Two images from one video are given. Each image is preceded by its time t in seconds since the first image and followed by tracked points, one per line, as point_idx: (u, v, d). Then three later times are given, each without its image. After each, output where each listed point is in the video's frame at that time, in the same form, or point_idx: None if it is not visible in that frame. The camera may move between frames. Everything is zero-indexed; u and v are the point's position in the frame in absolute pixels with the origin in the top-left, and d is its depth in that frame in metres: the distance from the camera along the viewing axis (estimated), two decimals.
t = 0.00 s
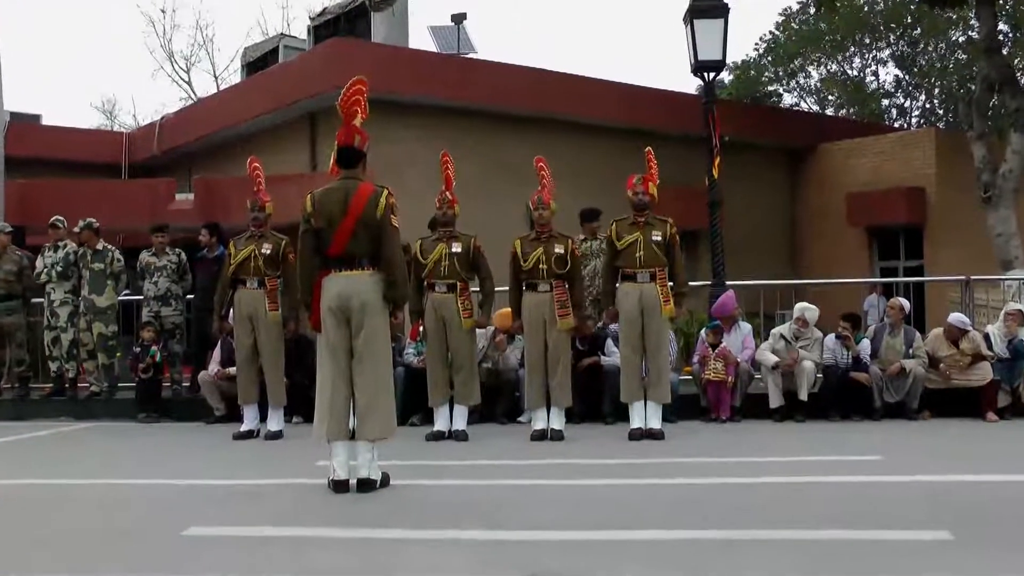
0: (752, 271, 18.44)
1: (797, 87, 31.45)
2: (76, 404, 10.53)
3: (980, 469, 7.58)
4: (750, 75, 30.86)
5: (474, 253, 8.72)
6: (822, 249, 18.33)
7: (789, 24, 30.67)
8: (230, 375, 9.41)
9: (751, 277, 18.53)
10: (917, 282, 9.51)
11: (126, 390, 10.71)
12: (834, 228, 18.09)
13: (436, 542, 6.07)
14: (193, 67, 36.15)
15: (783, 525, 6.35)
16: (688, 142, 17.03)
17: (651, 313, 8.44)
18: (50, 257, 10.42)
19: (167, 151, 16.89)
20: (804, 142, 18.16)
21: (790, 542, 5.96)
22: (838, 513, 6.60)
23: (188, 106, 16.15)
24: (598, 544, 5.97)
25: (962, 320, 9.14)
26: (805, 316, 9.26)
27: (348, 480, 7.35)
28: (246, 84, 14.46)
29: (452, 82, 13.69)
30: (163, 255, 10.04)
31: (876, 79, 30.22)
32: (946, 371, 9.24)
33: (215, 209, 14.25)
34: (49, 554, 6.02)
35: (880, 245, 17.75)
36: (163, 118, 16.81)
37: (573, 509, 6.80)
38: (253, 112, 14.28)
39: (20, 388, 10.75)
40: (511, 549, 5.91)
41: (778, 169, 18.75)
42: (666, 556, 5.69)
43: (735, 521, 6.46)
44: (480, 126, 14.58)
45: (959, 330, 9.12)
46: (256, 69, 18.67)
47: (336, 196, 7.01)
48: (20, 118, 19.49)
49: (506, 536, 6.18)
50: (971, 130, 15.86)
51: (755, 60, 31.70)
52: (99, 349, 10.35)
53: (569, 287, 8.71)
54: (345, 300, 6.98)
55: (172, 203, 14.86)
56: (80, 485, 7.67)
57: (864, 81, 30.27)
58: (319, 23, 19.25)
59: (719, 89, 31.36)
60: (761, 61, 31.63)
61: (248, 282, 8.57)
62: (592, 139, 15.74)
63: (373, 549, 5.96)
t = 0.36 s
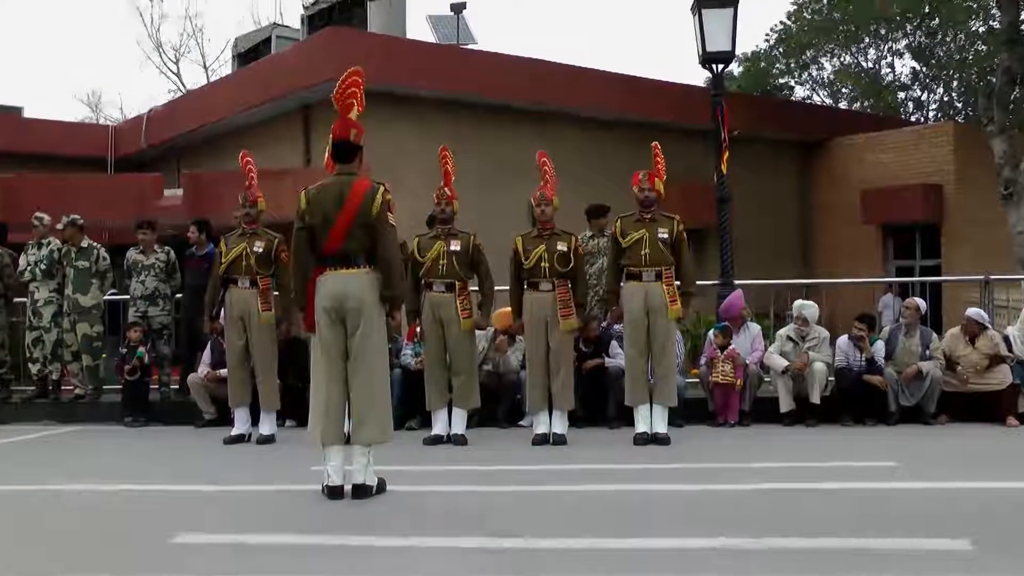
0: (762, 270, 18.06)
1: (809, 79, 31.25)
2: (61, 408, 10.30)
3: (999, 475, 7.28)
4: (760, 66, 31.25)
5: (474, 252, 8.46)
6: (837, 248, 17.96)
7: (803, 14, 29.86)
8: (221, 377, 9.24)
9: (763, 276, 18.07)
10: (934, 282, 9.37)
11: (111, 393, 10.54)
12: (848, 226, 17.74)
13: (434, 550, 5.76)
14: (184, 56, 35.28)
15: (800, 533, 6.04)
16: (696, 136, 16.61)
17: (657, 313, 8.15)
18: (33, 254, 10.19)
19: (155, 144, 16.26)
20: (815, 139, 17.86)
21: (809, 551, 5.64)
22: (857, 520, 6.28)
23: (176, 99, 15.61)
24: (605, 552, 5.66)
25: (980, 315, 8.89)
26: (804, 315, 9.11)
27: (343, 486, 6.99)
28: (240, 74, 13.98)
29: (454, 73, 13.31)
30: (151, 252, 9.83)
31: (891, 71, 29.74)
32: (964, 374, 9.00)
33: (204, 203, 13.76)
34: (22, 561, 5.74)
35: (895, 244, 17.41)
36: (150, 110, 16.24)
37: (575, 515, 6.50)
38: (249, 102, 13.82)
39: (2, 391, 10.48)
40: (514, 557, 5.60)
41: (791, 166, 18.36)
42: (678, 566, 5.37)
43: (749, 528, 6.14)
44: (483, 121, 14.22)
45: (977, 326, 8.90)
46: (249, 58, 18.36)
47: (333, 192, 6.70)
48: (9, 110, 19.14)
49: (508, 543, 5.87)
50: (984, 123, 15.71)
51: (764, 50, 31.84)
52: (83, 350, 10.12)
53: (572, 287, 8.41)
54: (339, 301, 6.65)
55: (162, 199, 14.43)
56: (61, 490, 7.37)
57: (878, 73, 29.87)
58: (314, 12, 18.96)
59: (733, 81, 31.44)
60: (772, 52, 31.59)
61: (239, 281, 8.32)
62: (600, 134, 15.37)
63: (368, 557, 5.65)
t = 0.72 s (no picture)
0: (772, 262, 16.98)
1: (822, 65, 28.13)
2: (44, 409, 10.05)
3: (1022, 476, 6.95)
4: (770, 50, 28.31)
5: (474, 245, 8.17)
6: (850, 239, 16.77)
7: None
8: (212, 377, 9.08)
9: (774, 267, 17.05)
10: (953, 274, 9.05)
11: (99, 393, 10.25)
12: (861, 217, 16.54)
13: (433, 555, 5.45)
14: (171, 43, 34.02)
15: (818, 536, 5.72)
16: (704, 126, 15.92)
17: (664, 308, 7.86)
18: (17, 249, 10.03)
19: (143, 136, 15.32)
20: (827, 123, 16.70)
21: (830, 555, 5.33)
22: (877, 522, 5.97)
23: (164, 87, 14.81)
24: (613, 557, 5.35)
25: (999, 301, 8.74)
26: (811, 307, 8.80)
27: (339, 489, 6.59)
28: (231, 62, 13.43)
29: (450, 59, 12.78)
30: (138, 247, 9.68)
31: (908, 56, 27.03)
32: (984, 370, 8.79)
33: (193, 196, 13.04)
34: None
35: (913, 235, 16.14)
36: (137, 99, 15.31)
37: (578, 516, 6.19)
38: (244, 90, 13.23)
39: None
40: (517, 563, 5.29)
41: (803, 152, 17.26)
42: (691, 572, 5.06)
43: (765, 531, 5.82)
44: (484, 110, 13.65)
45: (998, 312, 8.74)
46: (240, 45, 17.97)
47: (328, 183, 6.36)
48: None
49: (511, 548, 5.57)
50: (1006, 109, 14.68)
51: (775, 34, 29.14)
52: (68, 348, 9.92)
53: (577, 281, 8.14)
54: (335, 295, 6.34)
55: (149, 191, 13.57)
56: (43, 491, 7.08)
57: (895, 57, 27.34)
58: None
59: (741, 66, 28.85)
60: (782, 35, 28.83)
61: (230, 276, 8.17)
62: (607, 122, 14.76)
63: (364, 562, 5.34)
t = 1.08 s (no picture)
0: (784, 259, 16.55)
1: (836, 53, 24.60)
2: (30, 410, 9.84)
3: None
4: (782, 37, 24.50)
5: (475, 240, 7.89)
6: (865, 232, 16.33)
7: None
8: (202, 377, 8.84)
9: (786, 265, 16.61)
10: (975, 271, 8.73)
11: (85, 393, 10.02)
12: (876, 211, 16.11)
13: (434, 561, 5.16)
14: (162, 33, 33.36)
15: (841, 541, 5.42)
16: (708, 111, 15.53)
17: (673, 305, 7.58)
18: None
19: (130, 126, 15.08)
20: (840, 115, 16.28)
21: (855, 562, 5.04)
22: (901, 527, 5.67)
23: (153, 75, 14.49)
24: (625, 565, 5.06)
25: (1020, 297, 8.56)
26: (827, 301, 8.55)
27: (335, 493, 6.29)
28: (223, 51, 13.10)
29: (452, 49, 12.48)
30: (125, 242, 9.41)
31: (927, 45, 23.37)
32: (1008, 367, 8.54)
33: (186, 189, 12.72)
34: None
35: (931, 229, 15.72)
36: (125, 88, 15.03)
37: (583, 521, 5.89)
38: (234, 79, 12.94)
39: None
40: (519, 570, 5.00)
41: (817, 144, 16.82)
42: None
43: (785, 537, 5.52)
44: (486, 103, 13.37)
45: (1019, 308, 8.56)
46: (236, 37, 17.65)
47: (323, 175, 6.08)
48: None
49: (516, 554, 5.28)
50: None
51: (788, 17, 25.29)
52: (53, 347, 9.69)
53: (582, 277, 7.85)
54: (330, 292, 6.04)
55: (139, 185, 13.28)
56: (25, 494, 6.82)
57: (914, 47, 23.40)
58: None
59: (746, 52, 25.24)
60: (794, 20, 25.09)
61: (222, 273, 7.96)
62: (611, 114, 14.45)
63: (360, 569, 5.05)
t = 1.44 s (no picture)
0: (784, 251, 16.50)
1: (839, 44, 24.01)
2: (22, 399, 9.79)
3: None
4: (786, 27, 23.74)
5: (472, 230, 7.81)
6: (867, 225, 16.23)
7: None
8: (196, 366, 8.80)
9: (789, 258, 16.55)
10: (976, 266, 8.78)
11: (77, 382, 9.94)
12: (878, 204, 16.02)
13: (428, 555, 5.10)
14: (156, 17, 33.01)
15: (840, 538, 5.36)
16: (711, 104, 15.46)
17: (671, 298, 7.51)
18: None
19: (125, 113, 14.98)
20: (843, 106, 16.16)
21: (852, 558, 4.98)
22: (900, 523, 5.61)
23: (148, 61, 14.38)
24: (621, 559, 5.00)
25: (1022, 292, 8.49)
26: (827, 294, 8.47)
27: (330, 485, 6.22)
28: (218, 36, 12.98)
29: (451, 36, 12.37)
30: (118, 230, 9.34)
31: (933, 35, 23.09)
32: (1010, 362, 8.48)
33: (180, 175, 12.63)
34: None
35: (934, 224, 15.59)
36: (119, 74, 14.90)
37: (580, 516, 5.83)
38: (229, 66, 12.84)
39: None
40: (514, 564, 4.94)
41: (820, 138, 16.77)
42: None
43: (784, 533, 5.46)
44: (485, 92, 13.27)
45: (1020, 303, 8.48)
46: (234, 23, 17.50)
47: (318, 163, 5.99)
48: None
49: (512, 548, 5.21)
50: None
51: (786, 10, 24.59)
52: (45, 336, 9.62)
53: (580, 269, 7.78)
54: (325, 282, 5.96)
55: (133, 172, 13.18)
56: (17, 483, 6.75)
57: (918, 39, 23.05)
58: None
59: (749, 43, 24.43)
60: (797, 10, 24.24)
61: (216, 261, 7.88)
62: (611, 103, 14.34)
63: (352, 563, 4.98)
